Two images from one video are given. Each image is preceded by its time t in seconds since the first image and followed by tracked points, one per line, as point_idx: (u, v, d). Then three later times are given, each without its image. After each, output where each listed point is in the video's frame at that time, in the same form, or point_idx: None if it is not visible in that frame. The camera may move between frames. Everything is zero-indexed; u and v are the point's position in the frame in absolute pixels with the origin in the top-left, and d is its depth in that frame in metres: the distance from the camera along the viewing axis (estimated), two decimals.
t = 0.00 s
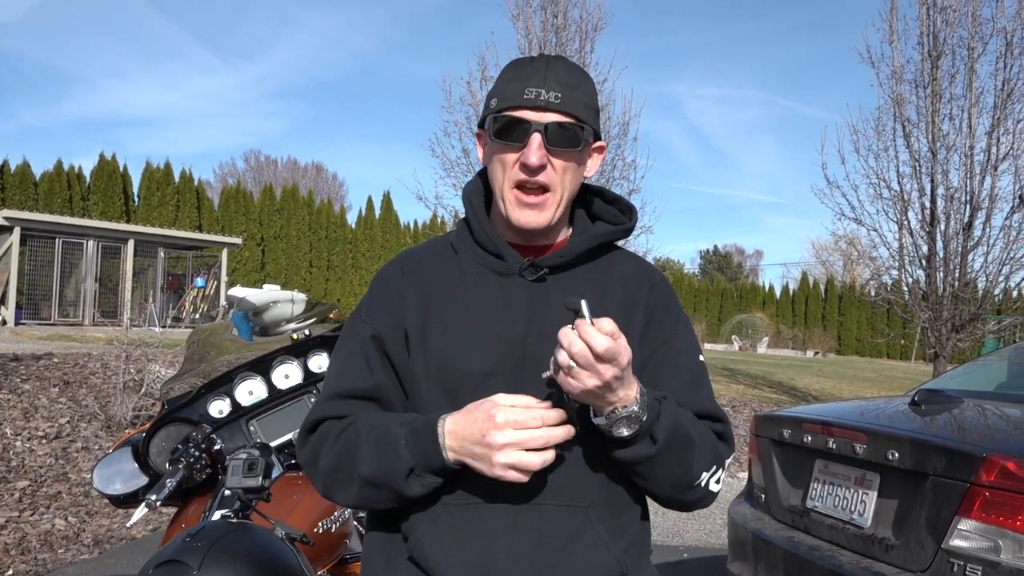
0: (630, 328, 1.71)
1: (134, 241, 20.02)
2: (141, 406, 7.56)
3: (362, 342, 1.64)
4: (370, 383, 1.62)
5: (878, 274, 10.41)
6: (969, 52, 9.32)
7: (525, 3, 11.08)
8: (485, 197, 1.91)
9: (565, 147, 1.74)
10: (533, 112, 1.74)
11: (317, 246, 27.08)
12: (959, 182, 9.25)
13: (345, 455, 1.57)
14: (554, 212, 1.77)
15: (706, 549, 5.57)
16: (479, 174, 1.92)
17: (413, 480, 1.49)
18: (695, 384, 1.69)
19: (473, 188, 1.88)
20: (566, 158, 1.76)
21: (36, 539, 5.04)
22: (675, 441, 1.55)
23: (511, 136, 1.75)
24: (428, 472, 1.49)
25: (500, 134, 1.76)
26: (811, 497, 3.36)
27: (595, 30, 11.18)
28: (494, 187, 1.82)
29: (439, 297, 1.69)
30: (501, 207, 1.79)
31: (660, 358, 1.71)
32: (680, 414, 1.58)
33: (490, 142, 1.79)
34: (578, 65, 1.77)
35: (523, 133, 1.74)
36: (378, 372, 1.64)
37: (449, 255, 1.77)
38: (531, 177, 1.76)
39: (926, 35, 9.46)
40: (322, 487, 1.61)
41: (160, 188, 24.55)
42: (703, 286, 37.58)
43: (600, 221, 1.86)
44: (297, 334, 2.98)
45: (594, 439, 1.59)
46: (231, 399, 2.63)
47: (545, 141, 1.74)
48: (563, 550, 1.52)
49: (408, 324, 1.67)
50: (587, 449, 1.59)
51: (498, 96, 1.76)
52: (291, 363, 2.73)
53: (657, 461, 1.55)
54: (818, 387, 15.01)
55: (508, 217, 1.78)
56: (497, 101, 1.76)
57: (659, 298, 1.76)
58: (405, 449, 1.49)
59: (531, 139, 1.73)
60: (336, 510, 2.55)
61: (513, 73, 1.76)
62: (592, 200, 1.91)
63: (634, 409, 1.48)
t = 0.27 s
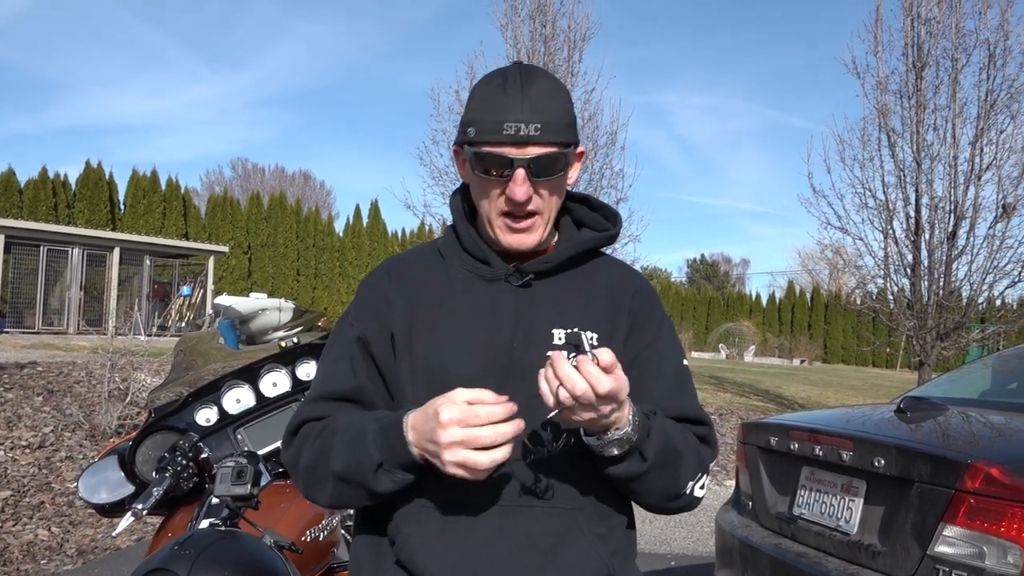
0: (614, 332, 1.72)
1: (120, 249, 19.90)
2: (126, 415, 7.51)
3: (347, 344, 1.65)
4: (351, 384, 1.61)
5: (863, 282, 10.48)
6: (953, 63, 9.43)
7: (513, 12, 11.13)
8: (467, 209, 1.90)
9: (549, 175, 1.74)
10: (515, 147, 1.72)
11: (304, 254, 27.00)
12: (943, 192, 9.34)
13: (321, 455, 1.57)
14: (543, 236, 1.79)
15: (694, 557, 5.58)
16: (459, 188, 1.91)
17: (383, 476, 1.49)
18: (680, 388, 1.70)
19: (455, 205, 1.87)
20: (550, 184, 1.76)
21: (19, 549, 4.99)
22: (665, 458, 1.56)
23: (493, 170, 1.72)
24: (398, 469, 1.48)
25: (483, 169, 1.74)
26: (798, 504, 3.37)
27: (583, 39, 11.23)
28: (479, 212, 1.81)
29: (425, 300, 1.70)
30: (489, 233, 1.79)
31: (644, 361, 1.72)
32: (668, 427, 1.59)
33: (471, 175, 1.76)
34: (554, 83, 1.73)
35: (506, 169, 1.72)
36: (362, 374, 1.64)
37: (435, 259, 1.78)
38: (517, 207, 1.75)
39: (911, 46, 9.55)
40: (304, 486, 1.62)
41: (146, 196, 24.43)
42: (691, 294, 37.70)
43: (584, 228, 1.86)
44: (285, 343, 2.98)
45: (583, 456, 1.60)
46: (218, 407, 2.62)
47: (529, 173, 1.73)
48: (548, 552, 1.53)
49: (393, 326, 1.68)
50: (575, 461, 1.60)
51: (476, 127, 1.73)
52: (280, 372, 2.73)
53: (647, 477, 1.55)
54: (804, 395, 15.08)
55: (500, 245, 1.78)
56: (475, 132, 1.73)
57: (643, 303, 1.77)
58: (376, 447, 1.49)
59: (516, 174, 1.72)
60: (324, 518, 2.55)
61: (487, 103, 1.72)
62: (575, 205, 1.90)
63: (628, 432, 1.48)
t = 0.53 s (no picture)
0: (591, 339, 1.74)
1: (97, 261, 19.70)
2: (102, 430, 7.41)
3: (327, 354, 1.65)
4: (330, 397, 1.62)
5: (842, 296, 10.58)
6: (928, 80, 9.59)
7: (495, 27, 11.20)
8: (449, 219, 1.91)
9: (523, 189, 1.75)
10: (488, 162, 1.73)
11: (285, 267, 26.86)
12: (919, 207, 9.48)
13: (303, 470, 1.57)
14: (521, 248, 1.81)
15: (676, 570, 5.58)
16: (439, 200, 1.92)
17: (365, 502, 1.50)
18: (656, 392, 1.71)
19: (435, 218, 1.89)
20: (526, 197, 1.77)
21: None
22: (638, 461, 1.57)
23: (468, 185, 1.74)
24: (380, 494, 1.48)
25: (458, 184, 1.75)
26: (778, 516, 3.39)
27: (564, 54, 11.31)
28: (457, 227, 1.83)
29: (404, 309, 1.71)
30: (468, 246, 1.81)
31: (621, 366, 1.74)
32: (642, 431, 1.60)
33: (448, 190, 1.78)
34: (527, 97, 1.74)
35: (481, 184, 1.73)
36: (343, 384, 1.65)
37: (414, 270, 1.79)
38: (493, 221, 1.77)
39: (887, 63, 9.71)
40: (286, 499, 1.62)
41: (124, 209, 24.23)
42: (671, 307, 37.86)
43: (563, 236, 1.88)
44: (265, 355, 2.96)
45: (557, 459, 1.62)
46: (198, 420, 2.60)
47: (503, 187, 1.74)
48: (529, 559, 1.54)
49: (373, 337, 1.68)
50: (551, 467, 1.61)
51: (449, 141, 1.74)
52: (260, 385, 2.71)
53: (619, 480, 1.57)
54: (783, 408, 15.17)
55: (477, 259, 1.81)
56: (449, 148, 1.74)
57: (620, 309, 1.79)
58: (359, 472, 1.49)
59: (490, 190, 1.73)
60: (304, 532, 2.53)
61: (460, 120, 1.73)
62: (553, 214, 1.93)
63: (601, 434, 1.49)
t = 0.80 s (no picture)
0: (571, 339, 1.75)
1: (78, 264, 19.53)
2: (83, 434, 7.34)
3: (309, 355, 1.65)
4: (315, 398, 1.61)
5: (824, 301, 10.66)
6: (909, 89, 9.69)
7: (481, 32, 11.21)
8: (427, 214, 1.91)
9: (500, 171, 1.76)
10: (466, 140, 1.75)
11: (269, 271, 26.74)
12: (901, 214, 9.57)
13: (288, 475, 1.56)
14: (497, 233, 1.80)
15: (659, 574, 5.59)
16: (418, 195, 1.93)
17: (360, 508, 1.50)
18: (632, 392, 1.72)
19: (414, 209, 1.89)
20: (503, 180, 1.78)
21: None
22: (610, 458, 1.58)
23: (446, 164, 1.75)
24: (376, 502, 1.49)
25: (435, 162, 1.77)
26: (760, 518, 3.41)
27: (550, 59, 11.34)
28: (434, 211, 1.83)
29: (385, 309, 1.71)
30: (444, 229, 1.81)
31: (599, 365, 1.74)
32: (615, 429, 1.60)
33: (426, 170, 1.79)
34: (506, 85, 1.77)
35: (459, 161, 1.75)
36: (327, 385, 1.64)
37: (393, 269, 1.79)
38: (470, 203, 1.77)
39: (869, 71, 9.80)
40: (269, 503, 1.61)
41: (106, 211, 24.04)
42: (656, 313, 37.97)
43: (542, 234, 1.90)
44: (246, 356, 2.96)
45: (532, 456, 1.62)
46: (180, 421, 2.58)
47: (480, 166, 1.75)
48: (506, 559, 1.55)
49: (355, 337, 1.68)
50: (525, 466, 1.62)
51: (429, 124, 1.76)
52: (243, 386, 2.71)
53: (592, 477, 1.57)
54: (766, 413, 15.26)
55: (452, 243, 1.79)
56: (429, 129, 1.76)
57: (598, 308, 1.80)
58: (354, 481, 1.49)
59: (467, 166, 1.75)
60: (287, 533, 2.52)
61: (441, 101, 1.76)
62: (533, 213, 1.94)
63: (573, 430, 1.51)
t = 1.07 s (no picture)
0: (565, 325, 1.75)
1: (69, 256, 19.45)
2: (75, 425, 7.31)
3: (299, 341, 1.64)
4: (304, 383, 1.61)
5: (816, 291, 10.69)
6: (901, 78, 9.70)
7: (472, 21, 11.16)
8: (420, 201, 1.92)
9: (490, 140, 1.76)
10: (455, 109, 1.76)
11: (261, 262, 26.66)
12: (892, 203, 9.60)
13: (276, 458, 1.56)
14: (489, 205, 1.79)
15: (652, 561, 5.61)
16: (411, 182, 1.93)
17: (348, 492, 1.50)
18: (626, 380, 1.73)
19: (407, 193, 1.89)
20: (493, 150, 1.78)
21: None
22: (594, 449, 1.57)
23: (436, 135, 1.76)
24: (364, 487, 1.49)
25: (425, 134, 1.77)
26: (753, 505, 3.43)
27: (541, 49, 11.31)
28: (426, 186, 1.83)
29: (377, 295, 1.71)
30: (436, 206, 1.80)
31: (593, 352, 1.75)
32: (601, 421, 1.60)
33: (417, 145, 1.80)
34: (490, 62, 1.80)
35: (448, 130, 1.75)
36: (317, 370, 1.64)
37: (386, 254, 1.78)
38: (461, 172, 1.77)
39: (861, 60, 9.81)
40: (257, 487, 1.61)
41: (97, 203, 23.91)
42: (648, 303, 38.00)
43: (535, 219, 1.91)
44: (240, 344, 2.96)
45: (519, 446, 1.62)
46: (172, 411, 2.57)
47: (470, 135, 1.76)
48: (499, 547, 1.55)
49: (346, 322, 1.67)
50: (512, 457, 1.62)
51: (419, 98, 1.78)
52: (236, 375, 2.69)
53: (577, 468, 1.58)
54: (758, 402, 15.32)
55: (444, 215, 1.79)
56: (418, 104, 1.77)
57: (592, 295, 1.80)
58: (343, 464, 1.49)
59: (457, 134, 1.75)
60: (280, 521, 2.53)
61: (430, 76, 1.78)
62: (526, 198, 1.95)
63: (555, 423, 1.51)
